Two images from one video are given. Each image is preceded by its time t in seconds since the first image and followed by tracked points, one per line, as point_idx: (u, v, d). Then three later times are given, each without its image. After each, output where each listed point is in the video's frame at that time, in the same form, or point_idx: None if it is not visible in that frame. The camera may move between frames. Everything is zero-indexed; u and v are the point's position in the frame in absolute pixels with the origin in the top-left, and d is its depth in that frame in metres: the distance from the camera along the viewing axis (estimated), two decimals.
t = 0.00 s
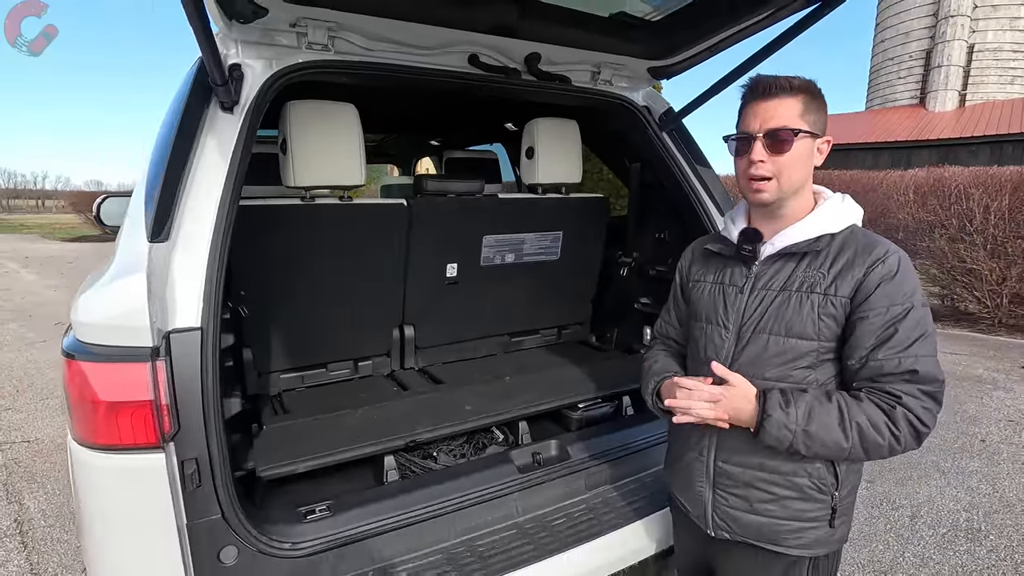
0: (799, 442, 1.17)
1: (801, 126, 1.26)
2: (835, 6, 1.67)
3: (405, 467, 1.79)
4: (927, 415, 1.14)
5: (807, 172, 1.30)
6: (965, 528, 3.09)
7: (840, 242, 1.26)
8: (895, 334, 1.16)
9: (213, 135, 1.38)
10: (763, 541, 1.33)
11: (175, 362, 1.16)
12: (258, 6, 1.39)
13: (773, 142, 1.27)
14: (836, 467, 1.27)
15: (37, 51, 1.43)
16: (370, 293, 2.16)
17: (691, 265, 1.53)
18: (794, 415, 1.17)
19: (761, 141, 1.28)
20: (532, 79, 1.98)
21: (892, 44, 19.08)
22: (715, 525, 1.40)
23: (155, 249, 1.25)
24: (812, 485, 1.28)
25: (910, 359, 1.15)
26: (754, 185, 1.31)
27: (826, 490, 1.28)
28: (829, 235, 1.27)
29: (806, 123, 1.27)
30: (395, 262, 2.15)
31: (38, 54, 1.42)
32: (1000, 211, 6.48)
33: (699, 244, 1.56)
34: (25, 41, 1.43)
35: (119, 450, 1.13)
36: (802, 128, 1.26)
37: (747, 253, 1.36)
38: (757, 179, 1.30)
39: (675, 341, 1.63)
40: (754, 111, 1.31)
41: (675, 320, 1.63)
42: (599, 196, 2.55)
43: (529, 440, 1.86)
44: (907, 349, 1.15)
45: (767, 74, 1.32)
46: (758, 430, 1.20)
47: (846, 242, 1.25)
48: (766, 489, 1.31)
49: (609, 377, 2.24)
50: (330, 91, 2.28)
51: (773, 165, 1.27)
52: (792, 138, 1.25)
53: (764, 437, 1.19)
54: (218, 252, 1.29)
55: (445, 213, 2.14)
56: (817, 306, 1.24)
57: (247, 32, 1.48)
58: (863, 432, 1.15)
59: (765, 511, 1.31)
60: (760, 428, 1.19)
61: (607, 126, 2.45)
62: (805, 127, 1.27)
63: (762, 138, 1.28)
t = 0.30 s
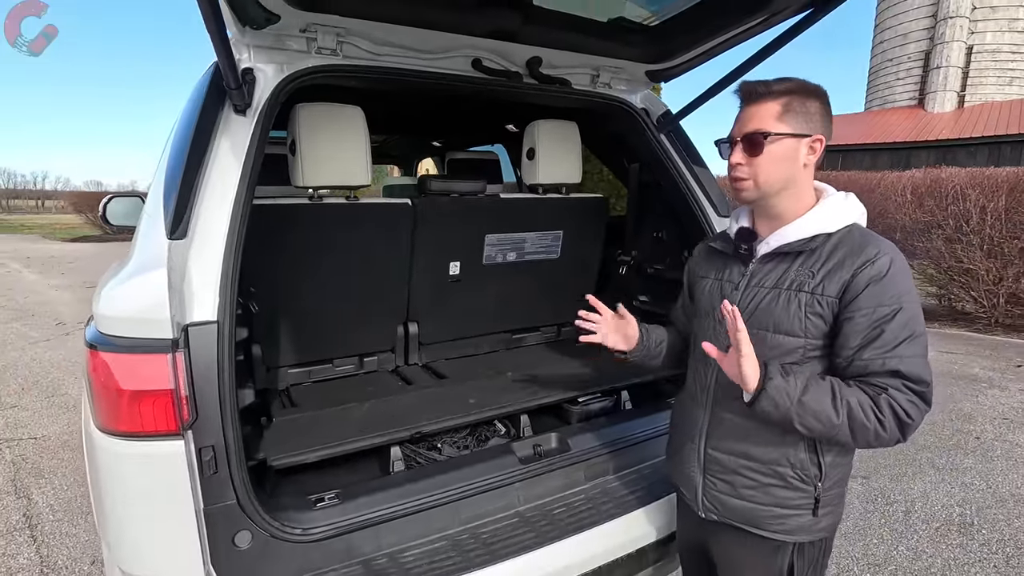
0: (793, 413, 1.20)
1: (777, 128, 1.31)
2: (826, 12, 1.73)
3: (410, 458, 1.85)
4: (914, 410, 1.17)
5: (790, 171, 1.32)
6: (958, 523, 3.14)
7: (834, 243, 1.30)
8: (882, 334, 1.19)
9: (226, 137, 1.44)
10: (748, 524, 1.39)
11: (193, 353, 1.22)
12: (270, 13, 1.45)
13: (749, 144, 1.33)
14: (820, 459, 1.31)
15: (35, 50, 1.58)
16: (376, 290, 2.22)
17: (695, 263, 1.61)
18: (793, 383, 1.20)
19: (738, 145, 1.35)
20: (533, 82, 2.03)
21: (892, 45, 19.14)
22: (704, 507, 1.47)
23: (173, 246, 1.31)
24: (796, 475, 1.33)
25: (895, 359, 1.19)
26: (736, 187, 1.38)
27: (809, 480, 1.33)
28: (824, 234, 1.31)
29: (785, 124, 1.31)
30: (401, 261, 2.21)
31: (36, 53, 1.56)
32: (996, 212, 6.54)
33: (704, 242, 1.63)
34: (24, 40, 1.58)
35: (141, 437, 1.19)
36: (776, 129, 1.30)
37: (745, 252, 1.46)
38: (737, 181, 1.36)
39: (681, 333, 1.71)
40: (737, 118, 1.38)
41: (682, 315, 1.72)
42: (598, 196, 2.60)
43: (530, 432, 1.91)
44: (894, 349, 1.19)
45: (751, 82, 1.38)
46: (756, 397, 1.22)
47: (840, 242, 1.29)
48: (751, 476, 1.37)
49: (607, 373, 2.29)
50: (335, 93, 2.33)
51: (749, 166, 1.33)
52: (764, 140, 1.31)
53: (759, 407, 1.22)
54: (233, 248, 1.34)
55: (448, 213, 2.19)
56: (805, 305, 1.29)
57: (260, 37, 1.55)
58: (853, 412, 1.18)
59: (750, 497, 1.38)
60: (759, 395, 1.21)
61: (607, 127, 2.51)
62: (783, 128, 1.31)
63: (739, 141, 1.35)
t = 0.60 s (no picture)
0: (763, 401, 1.25)
1: (769, 130, 1.34)
2: (819, 14, 1.76)
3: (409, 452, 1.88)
4: (888, 412, 1.18)
5: (784, 172, 1.35)
6: (953, 519, 3.17)
7: (827, 244, 1.31)
8: (861, 335, 1.21)
9: (230, 136, 1.47)
10: (729, 511, 1.44)
11: (198, 347, 1.25)
12: (274, 15, 1.48)
13: (743, 146, 1.37)
14: (798, 454, 1.34)
15: (34, 50, 1.61)
16: (376, 288, 2.25)
17: (704, 261, 1.64)
18: (765, 372, 1.25)
19: (735, 145, 1.39)
20: (532, 82, 2.06)
21: (891, 45, 19.16)
22: (690, 492, 1.53)
23: (178, 243, 1.34)
24: (773, 468, 1.36)
25: (872, 361, 1.21)
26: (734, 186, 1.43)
27: (787, 475, 1.35)
28: (820, 235, 1.33)
29: (778, 125, 1.33)
30: (400, 260, 2.24)
31: (35, 52, 1.60)
32: (995, 211, 6.56)
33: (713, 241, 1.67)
34: (21, 40, 1.61)
35: (147, 429, 1.22)
36: (768, 131, 1.33)
37: (744, 249, 1.52)
38: (735, 180, 1.42)
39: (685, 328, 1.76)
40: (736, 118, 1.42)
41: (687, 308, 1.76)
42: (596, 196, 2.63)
43: (528, 428, 1.94)
44: (872, 351, 1.21)
45: (751, 82, 1.41)
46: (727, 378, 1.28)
47: (833, 243, 1.31)
48: (732, 465, 1.42)
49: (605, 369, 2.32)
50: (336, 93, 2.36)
51: (743, 167, 1.38)
52: (756, 142, 1.35)
53: (731, 391, 1.28)
54: (236, 245, 1.37)
55: (447, 212, 2.22)
56: (791, 303, 1.32)
57: (263, 39, 1.58)
58: (824, 408, 1.21)
59: (729, 485, 1.42)
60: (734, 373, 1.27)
61: (605, 128, 2.54)
62: (777, 129, 1.33)
63: (734, 143, 1.39)
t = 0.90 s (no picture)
0: (747, 401, 1.27)
1: (748, 130, 1.36)
2: (807, 18, 1.78)
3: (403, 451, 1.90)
4: (871, 405, 1.20)
5: (763, 172, 1.37)
6: (946, 518, 3.18)
7: (807, 241, 1.33)
8: (841, 330, 1.23)
9: (225, 140, 1.49)
10: (721, 510, 1.46)
11: (192, 347, 1.27)
12: (267, 20, 1.50)
13: (724, 147, 1.41)
14: (788, 454, 1.35)
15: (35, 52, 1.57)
16: (371, 289, 2.27)
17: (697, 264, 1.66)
18: (747, 373, 1.27)
19: (717, 146, 1.43)
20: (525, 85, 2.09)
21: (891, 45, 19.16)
22: (683, 490, 1.55)
23: (172, 245, 1.36)
24: (763, 467, 1.38)
25: (854, 354, 1.22)
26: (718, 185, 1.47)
27: (776, 473, 1.37)
28: (802, 233, 1.35)
29: (757, 126, 1.36)
30: (396, 261, 2.26)
31: (37, 53, 1.56)
32: (992, 212, 6.57)
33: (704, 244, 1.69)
34: (24, 42, 1.57)
35: (142, 427, 1.24)
36: (747, 132, 1.36)
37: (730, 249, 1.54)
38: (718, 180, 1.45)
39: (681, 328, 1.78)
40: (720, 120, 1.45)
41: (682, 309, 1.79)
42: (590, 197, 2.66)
43: (521, 427, 1.96)
44: (854, 346, 1.22)
45: (734, 85, 1.44)
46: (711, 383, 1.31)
47: (813, 241, 1.32)
48: (723, 464, 1.44)
49: (598, 369, 2.34)
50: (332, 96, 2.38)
51: (724, 167, 1.41)
52: (735, 143, 1.38)
53: (714, 394, 1.31)
54: (230, 247, 1.39)
55: (441, 212, 2.24)
56: (774, 301, 1.35)
57: (257, 43, 1.60)
58: (806, 405, 1.22)
59: (721, 484, 1.44)
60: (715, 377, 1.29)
61: (598, 129, 2.56)
62: (755, 130, 1.36)
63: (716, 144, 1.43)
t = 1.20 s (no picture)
0: (717, 398, 1.32)
1: (749, 126, 1.37)
2: (796, 19, 1.79)
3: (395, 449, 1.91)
4: (845, 397, 1.21)
5: (759, 169, 1.38)
6: (940, 517, 3.19)
7: (798, 237, 1.34)
8: (824, 321, 1.24)
9: (217, 139, 1.51)
10: (717, 508, 1.46)
11: (182, 344, 1.28)
12: (258, 21, 1.52)
13: (723, 141, 1.40)
14: (783, 448, 1.36)
15: (36, 51, 1.51)
16: (364, 288, 2.28)
17: (683, 261, 1.67)
18: (716, 372, 1.33)
19: (714, 141, 1.43)
20: (516, 85, 2.11)
21: (891, 45, 19.15)
22: (679, 490, 1.55)
23: (163, 244, 1.38)
24: (759, 463, 1.39)
25: (832, 343, 1.22)
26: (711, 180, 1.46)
27: (772, 469, 1.38)
28: (790, 230, 1.36)
29: (757, 123, 1.37)
30: (389, 261, 2.28)
31: (38, 53, 1.50)
32: (990, 212, 6.57)
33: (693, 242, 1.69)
34: (23, 40, 1.50)
35: (132, 423, 1.25)
36: (748, 128, 1.37)
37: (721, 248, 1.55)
38: (712, 174, 1.44)
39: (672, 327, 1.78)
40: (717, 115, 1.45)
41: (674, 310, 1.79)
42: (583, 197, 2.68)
43: (512, 425, 1.97)
44: (835, 335, 1.23)
45: (733, 82, 1.45)
46: (687, 383, 1.37)
47: (802, 237, 1.34)
48: (719, 462, 1.44)
49: (591, 368, 2.36)
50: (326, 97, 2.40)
51: (722, 161, 1.41)
52: (736, 137, 1.38)
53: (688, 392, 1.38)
54: (222, 246, 1.41)
55: (434, 212, 2.26)
56: (764, 297, 1.36)
57: (248, 45, 1.62)
58: (777, 400, 1.26)
59: (718, 482, 1.45)
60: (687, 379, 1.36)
61: (591, 130, 2.57)
62: (755, 127, 1.37)
63: (715, 137, 1.42)
